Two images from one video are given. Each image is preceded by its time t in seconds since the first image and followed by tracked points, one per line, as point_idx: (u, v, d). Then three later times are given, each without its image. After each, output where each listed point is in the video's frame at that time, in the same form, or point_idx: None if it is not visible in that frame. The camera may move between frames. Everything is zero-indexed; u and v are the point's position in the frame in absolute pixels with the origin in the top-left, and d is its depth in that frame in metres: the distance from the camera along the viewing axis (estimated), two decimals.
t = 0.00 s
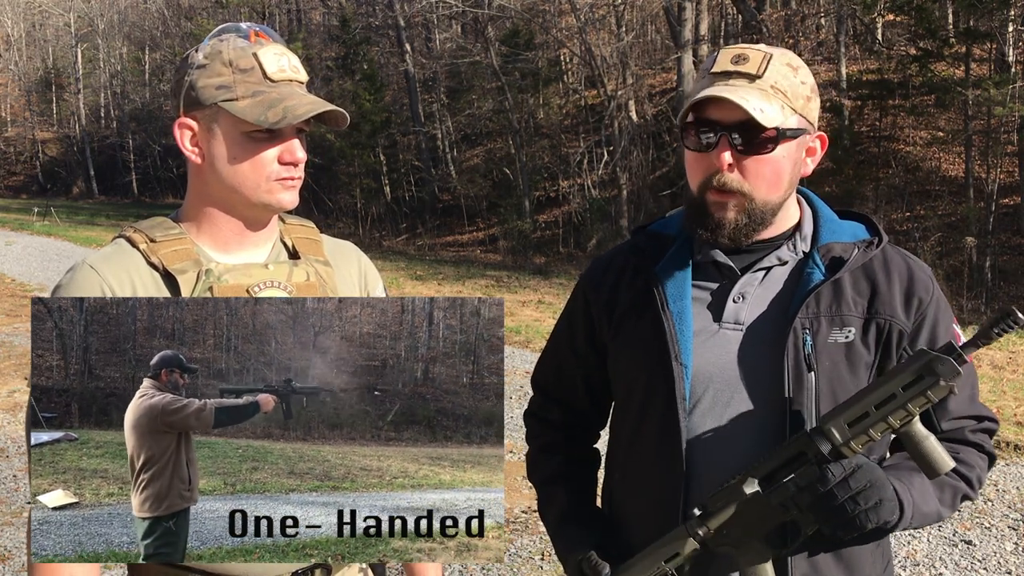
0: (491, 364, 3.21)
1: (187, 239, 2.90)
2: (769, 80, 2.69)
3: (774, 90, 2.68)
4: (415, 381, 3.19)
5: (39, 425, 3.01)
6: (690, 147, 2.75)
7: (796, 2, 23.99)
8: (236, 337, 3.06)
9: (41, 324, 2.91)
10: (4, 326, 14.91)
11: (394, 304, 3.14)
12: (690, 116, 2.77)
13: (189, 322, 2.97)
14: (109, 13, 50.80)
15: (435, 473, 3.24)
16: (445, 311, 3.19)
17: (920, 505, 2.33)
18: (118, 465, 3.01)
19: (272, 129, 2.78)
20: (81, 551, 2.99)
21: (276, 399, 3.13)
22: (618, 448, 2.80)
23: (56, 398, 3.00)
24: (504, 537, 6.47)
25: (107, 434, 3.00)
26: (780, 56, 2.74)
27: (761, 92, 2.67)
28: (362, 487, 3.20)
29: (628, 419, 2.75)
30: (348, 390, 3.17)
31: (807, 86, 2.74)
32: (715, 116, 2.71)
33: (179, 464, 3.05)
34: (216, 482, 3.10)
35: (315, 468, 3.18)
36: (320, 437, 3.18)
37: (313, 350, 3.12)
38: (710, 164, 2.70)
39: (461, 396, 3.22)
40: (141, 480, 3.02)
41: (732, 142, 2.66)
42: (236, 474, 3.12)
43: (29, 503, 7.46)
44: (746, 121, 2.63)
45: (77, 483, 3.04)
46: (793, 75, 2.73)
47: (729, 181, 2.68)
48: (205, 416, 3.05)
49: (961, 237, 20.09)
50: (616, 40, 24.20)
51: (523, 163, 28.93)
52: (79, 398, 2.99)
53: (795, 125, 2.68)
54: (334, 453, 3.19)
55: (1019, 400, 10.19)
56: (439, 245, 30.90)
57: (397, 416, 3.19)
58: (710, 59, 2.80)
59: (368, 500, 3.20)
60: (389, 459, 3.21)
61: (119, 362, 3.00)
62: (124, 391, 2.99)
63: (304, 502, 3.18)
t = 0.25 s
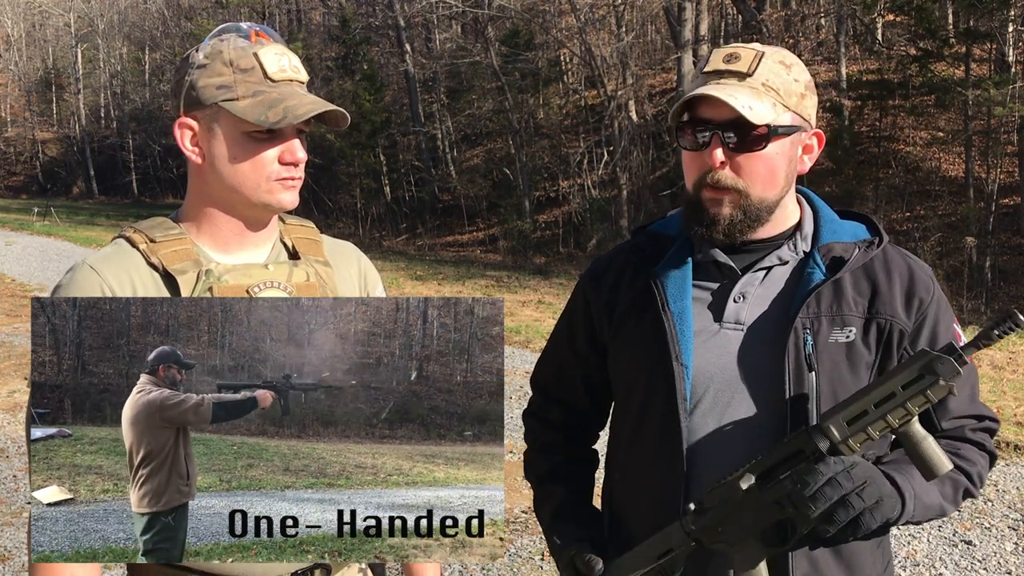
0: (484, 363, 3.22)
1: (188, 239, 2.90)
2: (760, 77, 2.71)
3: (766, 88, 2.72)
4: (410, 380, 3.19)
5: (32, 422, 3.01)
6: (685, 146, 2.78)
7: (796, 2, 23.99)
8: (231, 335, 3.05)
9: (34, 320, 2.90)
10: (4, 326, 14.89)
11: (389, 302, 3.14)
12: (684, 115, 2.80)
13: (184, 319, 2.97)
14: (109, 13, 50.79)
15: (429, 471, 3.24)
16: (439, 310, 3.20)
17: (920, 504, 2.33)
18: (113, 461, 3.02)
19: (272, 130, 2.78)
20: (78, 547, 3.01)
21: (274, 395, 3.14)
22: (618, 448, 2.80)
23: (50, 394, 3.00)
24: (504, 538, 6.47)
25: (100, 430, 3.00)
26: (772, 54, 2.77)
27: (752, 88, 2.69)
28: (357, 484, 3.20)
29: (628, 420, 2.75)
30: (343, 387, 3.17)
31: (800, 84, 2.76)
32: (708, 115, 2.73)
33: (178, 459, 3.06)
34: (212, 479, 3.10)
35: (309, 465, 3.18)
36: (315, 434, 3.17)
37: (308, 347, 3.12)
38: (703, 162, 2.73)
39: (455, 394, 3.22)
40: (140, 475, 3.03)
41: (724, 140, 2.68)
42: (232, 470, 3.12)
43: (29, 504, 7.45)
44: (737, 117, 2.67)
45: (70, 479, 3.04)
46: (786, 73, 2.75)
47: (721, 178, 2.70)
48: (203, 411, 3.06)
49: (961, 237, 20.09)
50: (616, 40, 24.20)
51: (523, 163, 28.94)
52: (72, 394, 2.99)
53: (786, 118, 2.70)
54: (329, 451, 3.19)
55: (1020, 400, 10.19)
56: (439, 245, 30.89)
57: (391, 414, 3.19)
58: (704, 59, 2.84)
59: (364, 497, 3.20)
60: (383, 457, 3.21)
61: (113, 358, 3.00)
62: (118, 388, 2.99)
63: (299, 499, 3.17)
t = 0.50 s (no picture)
0: (479, 362, 3.22)
1: (186, 239, 2.89)
2: (747, 68, 2.73)
3: (752, 78, 2.73)
4: (405, 380, 3.19)
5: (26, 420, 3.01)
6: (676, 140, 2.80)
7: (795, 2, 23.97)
8: (226, 333, 3.04)
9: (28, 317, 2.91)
10: (4, 326, 14.88)
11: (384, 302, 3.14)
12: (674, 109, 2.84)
13: (179, 317, 2.97)
14: (109, 13, 50.75)
15: (424, 471, 3.25)
16: (434, 310, 3.19)
17: (921, 501, 2.33)
18: (109, 459, 3.02)
19: (271, 129, 2.78)
20: (74, 545, 2.99)
21: (273, 394, 3.15)
22: (619, 447, 2.80)
23: (44, 391, 3.00)
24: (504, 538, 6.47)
25: (95, 429, 2.99)
26: (764, 47, 2.79)
27: (737, 76, 2.71)
28: (353, 483, 3.20)
29: (628, 419, 2.75)
30: (339, 387, 3.17)
31: (790, 76, 2.77)
32: (698, 107, 2.75)
33: (175, 458, 3.05)
34: (208, 477, 3.09)
35: (305, 464, 3.18)
36: (311, 433, 3.18)
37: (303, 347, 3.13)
38: (690, 155, 2.74)
39: (449, 395, 3.22)
40: (138, 474, 3.02)
41: (711, 131, 2.70)
42: (228, 469, 3.11)
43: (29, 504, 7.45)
44: (717, 111, 2.69)
45: (66, 477, 3.04)
46: (774, 66, 2.77)
47: (707, 167, 2.71)
48: (202, 408, 3.06)
49: (961, 238, 20.10)
50: (616, 40, 24.20)
51: (523, 163, 28.92)
52: (66, 392, 3.00)
53: (771, 104, 2.69)
54: (324, 450, 3.19)
55: (1019, 399, 10.19)
56: (439, 245, 30.89)
57: (387, 413, 3.20)
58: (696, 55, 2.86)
59: (360, 496, 3.20)
60: (379, 456, 3.21)
61: (108, 356, 2.99)
62: (113, 386, 2.99)
63: (295, 497, 3.18)
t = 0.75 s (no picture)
0: (470, 364, 3.21)
1: (184, 240, 2.88)
2: (769, 73, 2.66)
3: (775, 85, 2.67)
4: (398, 381, 3.19)
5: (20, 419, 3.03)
6: (693, 145, 2.73)
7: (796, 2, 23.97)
8: (221, 333, 3.04)
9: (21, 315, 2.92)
10: (4, 326, 14.90)
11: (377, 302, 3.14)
12: (692, 115, 2.72)
13: (173, 317, 2.97)
14: (109, 13, 50.75)
15: (416, 471, 3.23)
16: (427, 311, 3.19)
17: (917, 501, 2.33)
18: (102, 458, 3.03)
19: (268, 130, 2.78)
20: (67, 544, 3.02)
21: (268, 395, 3.14)
22: (618, 447, 2.79)
23: (37, 390, 3.01)
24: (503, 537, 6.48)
25: (88, 427, 3.02)
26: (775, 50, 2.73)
27: (766, 85, 2.64)
28: (347, 483, 3.20)
29: (625, 418, 2.75)
30: (332, 387, 3.17)
31: (800, 80, 2.74)
32: (721, 113, 2.68)
33: (169, 457, 3.07)
34: (202, 476, 3.10)
35: (299, 464, 3.18)
36: (303, 433, 3.18)
37: (297, 346, 3.13)
38: (716, 162, 2.69)
39: (442, 395, 3.21)
40: (131, 472, 3.03)
41: (741, 139, 2.65)
42: (221, 469, 3.11)
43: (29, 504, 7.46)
44: (751, 118, 2.65)
45: (58, 476, 3.06)
46: (786, 69, 2.73)
47: (739, 179, 2.66)
48: (196, 408, 3.06)
49: (961, 238, 20.10)
50: (616, 40, 24.21)
51: (523, 163, 28.92)
52: (59, 390, 3.01)
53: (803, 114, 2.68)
54: (317, 450, 3.19)
55: (1019, 400, 10.19)
56: (439, 245, 30.90)
57: (379, 414, 3.20)
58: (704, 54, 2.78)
59: (355, 496, 3.20)
60: (372, 456, 3.21)
61: (101, 354, 3.00)
62: (106, 383, 3.00)
63: (289, 497, 3.17)
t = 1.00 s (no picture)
0: (463, 365, 3.21)
1: (180, 240, 2.92)
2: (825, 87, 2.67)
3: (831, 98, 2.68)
4: (390, 382, 3.18)
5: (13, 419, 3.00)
6: (757, 157, 2.60)
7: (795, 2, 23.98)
8: (214, 334, 3.04)
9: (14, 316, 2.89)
10: (4, 326, 14.91)
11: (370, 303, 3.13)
12: (757, 127, 2.59)
13: (167, 317, 2.96)
14: (109, 13, 50.75)
15: (410, 472, 3.23)
16: (420, 313, 3.18)
17: (904, 492, 2.34)
18: (95, 458, 2.99)
19: (264, 131, 2.78)
20: (61, 545, 2.98)
21: (262, 395, 3.13)
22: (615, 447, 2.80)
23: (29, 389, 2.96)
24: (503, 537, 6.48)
25: (81, 427, 2.97)
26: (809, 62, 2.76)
27: (831, 102, 2.64)
28: (340, 484, 3.19)
29: (623, 417, 2.76)
30: (325, 388, 3.16)
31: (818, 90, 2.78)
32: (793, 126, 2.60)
33: (162, 457, 3.04)
34: (195, 477, 3.09)
35: (292, 465, 3.17)
36: (297, 434, 3.17)
37: (292, 347, 3.11)
38: (788, 175, 2.59)
39: (435, 397, 3.20)
40: (125, 473, 3.00)
41: (817, 149, 2.60)
42: (214, 469, 3.10)
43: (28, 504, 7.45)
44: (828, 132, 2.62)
45: (51, 476, 3.01)
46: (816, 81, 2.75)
47: (808, 193, 2.60)
48: (190, 409, 3.05)
49: (961, 238, 20.10)
50: (616, 40, 24.20)
51: (523, 163, 28.92)
52: (52, 389, 2.96)
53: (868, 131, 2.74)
54: (312, 451, 3.18)
55: (1019, 400, 10.18)
56: (439, 245, 30.92)
57: (372, 415, 3.19)
58: (752, 58, 2.66)
59: (349, 497, 3.19)
60: (365, 457, 3.19)
61: (94, 354, 2.96)
62: (99, 382, 2.97)
63: (283, 498, 3.16)
